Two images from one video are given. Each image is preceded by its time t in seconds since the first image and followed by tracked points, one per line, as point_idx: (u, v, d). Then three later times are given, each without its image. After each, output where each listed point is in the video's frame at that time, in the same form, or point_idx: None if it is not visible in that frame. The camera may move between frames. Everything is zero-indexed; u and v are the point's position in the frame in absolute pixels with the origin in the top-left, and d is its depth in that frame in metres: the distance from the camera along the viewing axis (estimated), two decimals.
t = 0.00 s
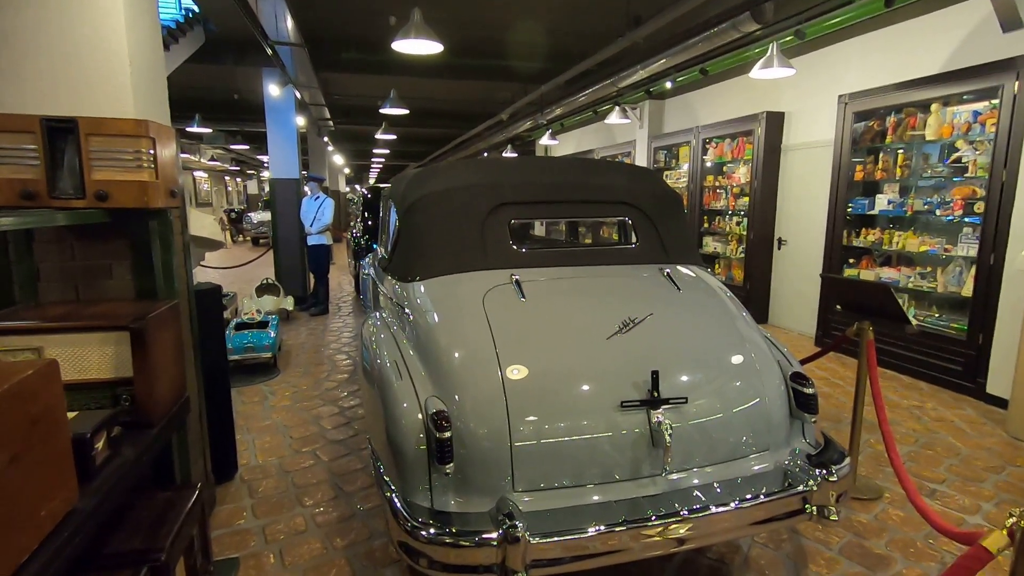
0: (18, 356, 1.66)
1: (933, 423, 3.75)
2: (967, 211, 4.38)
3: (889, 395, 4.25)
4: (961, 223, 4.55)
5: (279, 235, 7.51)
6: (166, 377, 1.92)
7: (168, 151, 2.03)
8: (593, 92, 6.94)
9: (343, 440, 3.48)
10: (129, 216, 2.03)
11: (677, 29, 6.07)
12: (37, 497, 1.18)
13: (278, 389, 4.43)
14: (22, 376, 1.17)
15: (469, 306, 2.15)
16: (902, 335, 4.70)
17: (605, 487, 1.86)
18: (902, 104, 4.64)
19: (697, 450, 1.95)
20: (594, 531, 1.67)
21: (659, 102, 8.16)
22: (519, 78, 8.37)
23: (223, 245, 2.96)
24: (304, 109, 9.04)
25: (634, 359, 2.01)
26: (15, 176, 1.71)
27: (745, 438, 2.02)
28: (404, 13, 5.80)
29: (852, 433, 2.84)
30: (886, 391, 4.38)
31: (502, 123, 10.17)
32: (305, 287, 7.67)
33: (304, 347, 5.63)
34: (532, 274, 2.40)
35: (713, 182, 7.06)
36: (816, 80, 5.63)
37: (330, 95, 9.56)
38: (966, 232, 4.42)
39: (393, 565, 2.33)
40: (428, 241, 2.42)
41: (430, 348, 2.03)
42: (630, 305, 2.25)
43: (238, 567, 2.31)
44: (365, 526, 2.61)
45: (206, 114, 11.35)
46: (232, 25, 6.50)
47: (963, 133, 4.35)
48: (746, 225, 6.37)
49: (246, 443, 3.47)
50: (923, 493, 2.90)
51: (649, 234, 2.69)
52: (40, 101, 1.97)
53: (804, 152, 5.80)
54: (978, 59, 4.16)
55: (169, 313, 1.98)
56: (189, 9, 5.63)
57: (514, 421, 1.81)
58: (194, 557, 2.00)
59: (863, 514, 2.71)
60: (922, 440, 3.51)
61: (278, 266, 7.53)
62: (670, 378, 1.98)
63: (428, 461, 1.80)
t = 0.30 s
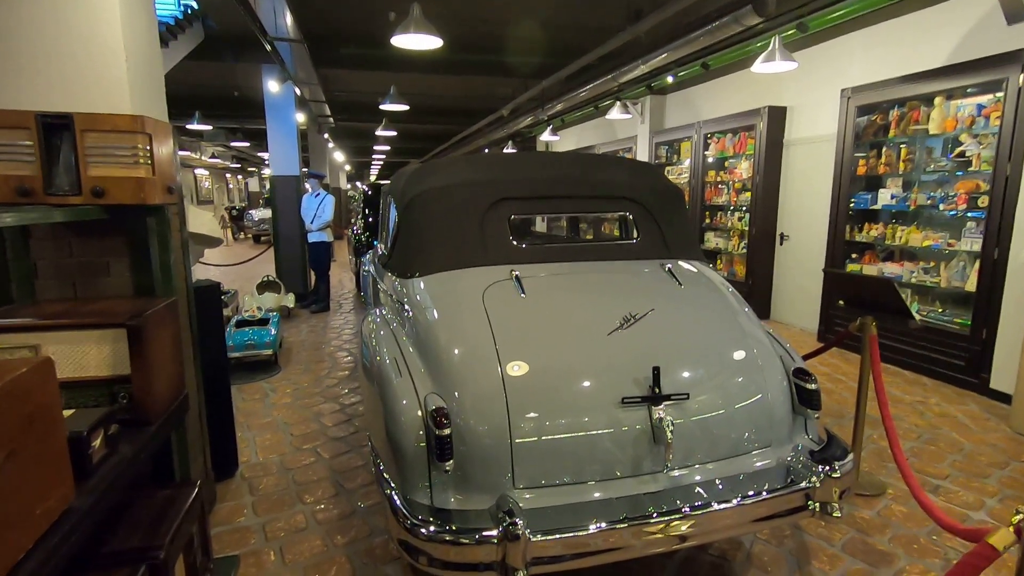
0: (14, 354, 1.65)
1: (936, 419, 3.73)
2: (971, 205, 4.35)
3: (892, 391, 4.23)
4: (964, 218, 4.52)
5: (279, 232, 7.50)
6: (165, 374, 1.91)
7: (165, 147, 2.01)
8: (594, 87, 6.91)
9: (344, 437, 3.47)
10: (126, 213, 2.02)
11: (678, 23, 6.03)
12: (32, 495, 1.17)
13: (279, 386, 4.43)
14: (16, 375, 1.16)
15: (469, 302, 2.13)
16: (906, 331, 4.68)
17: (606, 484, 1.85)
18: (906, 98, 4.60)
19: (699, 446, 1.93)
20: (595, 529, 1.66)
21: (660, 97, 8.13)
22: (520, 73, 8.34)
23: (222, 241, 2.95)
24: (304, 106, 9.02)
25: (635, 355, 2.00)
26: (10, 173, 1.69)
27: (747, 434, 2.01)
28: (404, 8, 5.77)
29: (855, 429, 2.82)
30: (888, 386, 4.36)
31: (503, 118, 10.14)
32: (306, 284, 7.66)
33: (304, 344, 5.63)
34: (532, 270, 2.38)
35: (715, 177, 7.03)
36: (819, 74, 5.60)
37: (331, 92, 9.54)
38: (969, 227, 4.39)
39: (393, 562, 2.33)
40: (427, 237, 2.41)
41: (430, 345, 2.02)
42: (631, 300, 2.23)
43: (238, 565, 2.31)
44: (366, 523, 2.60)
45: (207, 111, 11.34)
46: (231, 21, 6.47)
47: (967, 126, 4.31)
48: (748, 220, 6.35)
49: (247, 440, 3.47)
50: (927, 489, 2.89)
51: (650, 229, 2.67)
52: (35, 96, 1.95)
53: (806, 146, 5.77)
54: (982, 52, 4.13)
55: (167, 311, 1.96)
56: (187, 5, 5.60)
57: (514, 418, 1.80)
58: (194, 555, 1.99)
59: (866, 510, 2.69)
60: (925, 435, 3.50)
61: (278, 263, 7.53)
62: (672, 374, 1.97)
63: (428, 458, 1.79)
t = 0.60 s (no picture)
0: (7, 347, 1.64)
1: (941, 411, 3.70)
2: (977, 196, 4.30)
3: (896, 383, 4.20)
4: (971, 209, 4.47)
5: (280, 225, 7.48)
6: (160, 368, 1.89)
7: (158, 137, 1.98)
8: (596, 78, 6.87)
9: (344, 431, 3.46)
10: (119, 204, 1.99)
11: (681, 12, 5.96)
12: (20, 491, 1.15)
13: (280, 380, 4.42)
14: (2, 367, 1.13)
15: (468, 294, 2.10)
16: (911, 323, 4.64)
17: (607, 478, 1.83)
18: (911, 87, 4.54)
19: (700, 440, 1.91)
20: (595, 523, 1.63)
21: (663, 88, 8.06)
22: (521, 65, 8.27)
23: (220, 234, 2.92)
24: (304, 98, 8.98)
25: (636, 348, 1.97)
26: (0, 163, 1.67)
27: (750, 427, 1.98)
28: None
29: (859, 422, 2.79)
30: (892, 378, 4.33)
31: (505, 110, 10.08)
32: (308, 278, 7.65)
33: (306, 337, 5.62)
34: (532, 261, 2.35)
35: (718, 169, 6.97)
36: (824, 63, 5.53)
37: (331, 84, 9.49)
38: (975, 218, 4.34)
39: (393, 556, 2.31)
40: (426, 229, 2.38)
41: (428, 338, 1.99)
42: (632, 292, 2.20)
43: (238, 559, 2.30)
44: (365, 517, 2.58)
45: (207, 104, 11.29)
46: (229, 13, 6.42)
47: (974, 116, 4.24)
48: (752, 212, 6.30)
49: (247, 433, 3.46)
50: (931, 482, 2.86)
51: (652, 220, 2.63)
52: (24, 86, 1.91)
53: (810, 137, 5.71)
54: (990, 40, 4.06)
55: (162, 304, 1.94)
56: None
57: (513, 411, 1.78)
58: (191, 549, 1.98)
59: (870, 503, 2.67)
60: (930, 428, 3.46)
61: (279, 257, 7.51)
62: (673, 366, 1.94)
63: (426, 452, 1.77)
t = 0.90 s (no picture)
0: None
1: (944, 402, 3.66)
2: (983, 184, 4.24)
3: (899, 373, 4.16)
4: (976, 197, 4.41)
5: (279, 216, 7.43)
6: (150, 359, 1.86)
7: (146, 124, 1.94)
8: (596, 66, 6.93)
9: (342, 422, 3.44)
10: (108, 192, 1.95)
11: None
12: None
13: (278, 370, 4.40)
14: None
15: (464, 284, 2.06)
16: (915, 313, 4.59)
17: (605, 469, 1.80)
18: (918, 74, 4.45)
19: (700, 431, 1.87)
20: (593, 515, 1.60)
21: (665, 76, 7.97)
22: (521, 53, 8.17)
23: (214, 223, 2.88)
24: (303, 87, 8.90)
25: (634, 337, 1.93)
26: None
27: (751, 418, 1.94)
28: None
29: (862, 412, 2.76)
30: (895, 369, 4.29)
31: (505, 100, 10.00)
32: (307, 269, 7.61)
33: (305, 328, 5.59)
34: (529, 250, 2.31)
35: (720, 158, 6.90)
36: (828, 50, 5.45)
37: (330, 73, 9.40)
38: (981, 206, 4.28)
39: (390, 548, 2.29)
40: (422, 217, 2.33)
41: (423, 328, 1.95)
42: (631, 281, 2.16)
43: (232, 550, 2.28)
44: (362, 508, 2.56)
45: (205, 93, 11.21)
46: None
47: (981, 102, 4.17)
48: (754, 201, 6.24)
49: (244, 424, 3.44)
50: (934, 473, 2.83)
51: (652, 207, 2.58)
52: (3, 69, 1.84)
53: (814, 125, 5.63)
54: (998, 25, 3.99)
55: (151, 293, 1.91)
56: None
57: (510, 402, 1.74)
58: (184, 542, 1.96)
59: (872, 495, 2.64)
60: (934, 419, 3.43)
61: (278, 247, 7.47)
62: (672, 356, 1.90)
63: (420, 443, 1.74)
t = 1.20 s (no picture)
0: None
1: (948, 394, 3.62)
2: (989, 174, 4.18)
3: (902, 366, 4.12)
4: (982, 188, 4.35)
5: (277, 207, 7.38)
6: (138, 350, 1.82)
7: (134, 109, 1.88)
8: (598, 54, 6.91)
9: (339, 414, 3.41)
10: (94, 179, 1.89)
11: None
12: None
13: (276, 362, 4.37)
14: None
15: (460, 275, 2.02)
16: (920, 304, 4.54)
17: (604, 463, 1.76)
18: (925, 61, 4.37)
19: (700, 424, 1.83)
20: (591, 511, 1.57)
21: (667, 66, 7.87)
22: (521, 42, 8.07)
23: (207, 212, 2.84)
24: (301, 77, 8.82)
25: (633, 328, 1.89)
26: None
27: (752, 411, 1.90)
28: None
29: (865, 405, 2.72)
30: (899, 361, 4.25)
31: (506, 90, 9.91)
32: (306, 260, 7.57)
33: (303, 320, 5.55)
34: (527, 240, 2.26)
35: (722, 148, 6.83)
36: (833, 38, 5.36)
37: (329, 63, 9.31)
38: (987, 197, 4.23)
39: (385, 542, 2.26)
40: (417, 206, 2.28)
41: (418, 319, 1.91)
42: (630, 271, 2.11)
43: (226, 544, 2.25)
44: (358, 501, 2.53)
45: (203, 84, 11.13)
46: None
47: (989, 90, 4.10)
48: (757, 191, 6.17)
49: (241, 417, 3.41)
50: (938, 467, 2.79)
51: (652, 196, 2.53)
52: None
53: (818, 114, 5.56)
54: (1008, 11, 3.91)
55: (139, 284, 1.87)
56: None
57: (506, 395, 1.70)
58: (175, 536, 1.93)
59: (874, 489, 2.61)
60: (937, 411, 3.39)
61: (277, 238, 7.43)
62: (672, 348, 1.86)
63: (414, 437, 1.70)
